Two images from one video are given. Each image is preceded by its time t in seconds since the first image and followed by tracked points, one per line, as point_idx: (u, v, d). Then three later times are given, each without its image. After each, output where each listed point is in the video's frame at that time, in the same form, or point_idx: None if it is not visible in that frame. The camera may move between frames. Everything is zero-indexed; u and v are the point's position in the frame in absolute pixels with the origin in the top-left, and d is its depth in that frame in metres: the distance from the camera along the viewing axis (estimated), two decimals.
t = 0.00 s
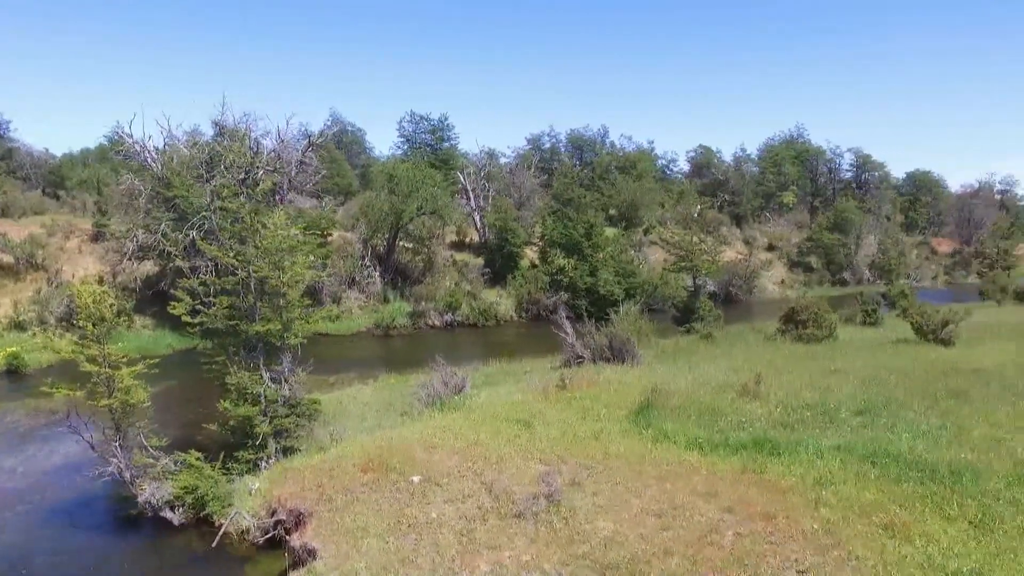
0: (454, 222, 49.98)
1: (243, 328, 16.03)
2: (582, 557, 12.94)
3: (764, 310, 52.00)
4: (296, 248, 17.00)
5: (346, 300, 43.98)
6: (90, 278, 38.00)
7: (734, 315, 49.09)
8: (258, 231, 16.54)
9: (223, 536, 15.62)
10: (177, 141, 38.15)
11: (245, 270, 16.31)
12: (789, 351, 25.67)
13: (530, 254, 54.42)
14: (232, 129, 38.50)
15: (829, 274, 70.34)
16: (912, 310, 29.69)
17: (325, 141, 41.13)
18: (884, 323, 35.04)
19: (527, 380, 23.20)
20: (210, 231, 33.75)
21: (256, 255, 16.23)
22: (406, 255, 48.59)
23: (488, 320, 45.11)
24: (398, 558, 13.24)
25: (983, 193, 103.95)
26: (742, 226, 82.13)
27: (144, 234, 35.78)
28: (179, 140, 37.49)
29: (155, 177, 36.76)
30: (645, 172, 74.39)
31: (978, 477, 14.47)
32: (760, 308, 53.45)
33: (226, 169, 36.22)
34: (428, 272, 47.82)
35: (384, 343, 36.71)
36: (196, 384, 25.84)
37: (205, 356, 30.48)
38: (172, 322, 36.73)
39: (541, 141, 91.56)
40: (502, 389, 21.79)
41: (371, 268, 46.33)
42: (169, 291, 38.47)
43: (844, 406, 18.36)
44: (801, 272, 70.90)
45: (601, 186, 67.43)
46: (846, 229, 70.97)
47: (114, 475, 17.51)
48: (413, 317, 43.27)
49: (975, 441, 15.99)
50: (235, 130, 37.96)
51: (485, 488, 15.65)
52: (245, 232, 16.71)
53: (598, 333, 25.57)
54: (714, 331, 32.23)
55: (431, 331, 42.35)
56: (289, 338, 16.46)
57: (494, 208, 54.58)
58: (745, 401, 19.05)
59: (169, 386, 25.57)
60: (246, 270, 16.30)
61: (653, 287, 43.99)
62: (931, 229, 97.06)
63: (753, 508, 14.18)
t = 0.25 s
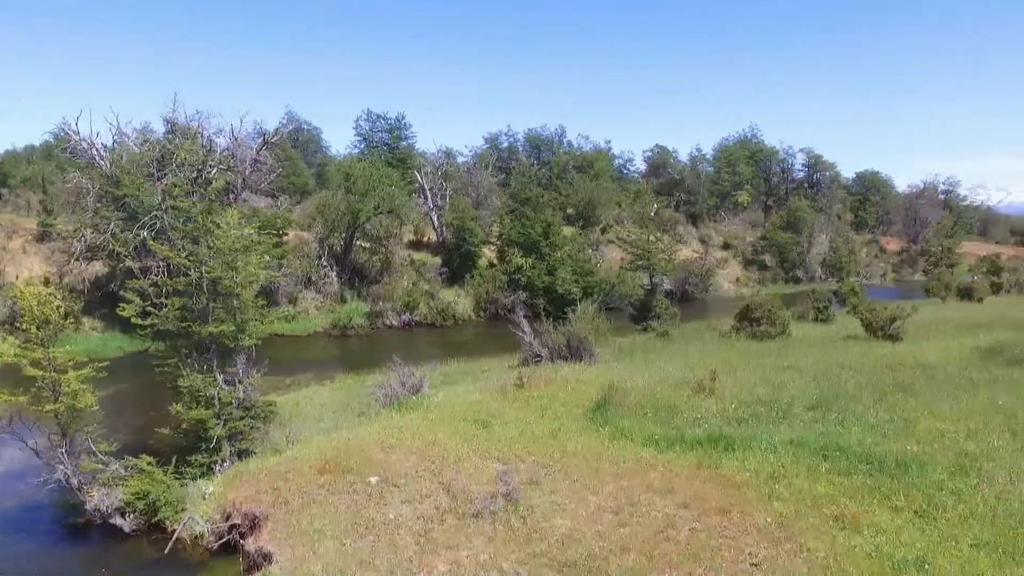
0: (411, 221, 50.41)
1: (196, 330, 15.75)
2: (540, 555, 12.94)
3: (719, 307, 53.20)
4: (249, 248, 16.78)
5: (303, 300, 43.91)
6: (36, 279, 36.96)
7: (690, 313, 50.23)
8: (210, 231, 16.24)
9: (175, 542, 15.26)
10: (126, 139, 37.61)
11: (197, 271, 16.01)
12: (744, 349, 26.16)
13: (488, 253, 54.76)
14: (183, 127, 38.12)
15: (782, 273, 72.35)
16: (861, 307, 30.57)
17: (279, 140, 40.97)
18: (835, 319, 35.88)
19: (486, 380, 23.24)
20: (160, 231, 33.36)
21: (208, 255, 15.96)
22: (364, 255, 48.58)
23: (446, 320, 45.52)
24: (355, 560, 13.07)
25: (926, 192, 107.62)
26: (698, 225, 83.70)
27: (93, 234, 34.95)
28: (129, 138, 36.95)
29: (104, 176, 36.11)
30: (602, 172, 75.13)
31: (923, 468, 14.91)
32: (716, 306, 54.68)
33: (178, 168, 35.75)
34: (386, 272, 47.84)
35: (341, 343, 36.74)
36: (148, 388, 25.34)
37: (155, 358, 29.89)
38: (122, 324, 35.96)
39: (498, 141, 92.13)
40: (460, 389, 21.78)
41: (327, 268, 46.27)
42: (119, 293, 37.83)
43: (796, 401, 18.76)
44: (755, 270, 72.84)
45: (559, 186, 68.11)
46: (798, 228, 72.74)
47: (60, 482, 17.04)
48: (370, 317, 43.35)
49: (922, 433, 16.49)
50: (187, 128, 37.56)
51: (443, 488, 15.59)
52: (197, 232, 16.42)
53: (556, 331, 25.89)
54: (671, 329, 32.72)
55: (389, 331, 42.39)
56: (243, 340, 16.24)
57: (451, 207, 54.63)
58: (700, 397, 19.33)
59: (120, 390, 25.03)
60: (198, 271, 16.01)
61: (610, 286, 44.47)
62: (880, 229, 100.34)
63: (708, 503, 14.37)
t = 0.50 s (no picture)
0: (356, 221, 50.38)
1: (133, 333, 15.32)
2: (487, 555, 12.91)
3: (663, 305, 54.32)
4: (190, 248, 16.43)
5: (247, 301, 43.10)
6: None
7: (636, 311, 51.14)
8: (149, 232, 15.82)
9: (113, 552, 14.79)
10: (57, 137, 36.62)
11: (134, 272, 15.57)
12: (688, 346, 26.67)
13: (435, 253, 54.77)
14: (119, 124, 37.34)
15: (726, 270, 73.96)
16: (801, 304, 31.51)
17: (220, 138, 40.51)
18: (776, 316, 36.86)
19: (433, 380, 23.18)
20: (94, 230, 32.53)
21: (147, 255, 15.54)
22: (310, 254, 48.16)
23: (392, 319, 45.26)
24: (300, 564, 12.85)
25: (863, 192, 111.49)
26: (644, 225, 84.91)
27: (22, 233, 32.88)
28: (61, 134, 36.58)
29: (35, 174, 35.01)
30: (548, 171, 75.61)
31: (859, 459, 15.41)
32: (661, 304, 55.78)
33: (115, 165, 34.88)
34: (332, 272, 47.47)
35: (285, 344, 36.38)
36: (82, 393, 24.55)
37: (89, 363, 28.89)
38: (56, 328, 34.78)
39: (444, 140, 91.97)
40: (406, 390, 21.67)
41: (272, 268, 45.68)
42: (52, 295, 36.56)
43: (739, 396, 19.19)
44: (700, 268, 74.15)
45: (506, 185, 68.44)
46: (741, 227, 74.61)
47: None
48: (316, 317, 42.87)
49: (858, 426, 17.04)
50: (123, 124, 36.80)
51: (389, 489, 15.48)
52: (135, 233, 15.98)
53: (503, 330, 26.24)
54: (617, 327, 33.17)
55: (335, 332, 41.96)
56: (184, 343, 15.87)
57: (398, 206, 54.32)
58: (645, 394, 19.62)
59: (53, 397, 24.18)
60: (135, 272, 15.57)
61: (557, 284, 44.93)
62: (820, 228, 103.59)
63: (653, 498, 14.58)
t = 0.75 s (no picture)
0: (307, 221, 50.03)
1: (75, 336, 14.94)
2: (440, 555, 12.85)
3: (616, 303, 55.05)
4: (133, 248, 16.12)
5: (195, 302, 42.22)
6: None
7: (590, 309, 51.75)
8: (90, 232, 15.45)
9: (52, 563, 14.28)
10: None
11: (75, 273, 15.20)
12: (641, 344, 27.03)
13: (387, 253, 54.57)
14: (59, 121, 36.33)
15: (678, 268, 75.11)
16: (751, 301, 32.20)
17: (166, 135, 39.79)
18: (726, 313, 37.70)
19: (385, 381, 23.06)
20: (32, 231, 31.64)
21: (89, 255, 15.18)
22: (260, 255, 47.64)
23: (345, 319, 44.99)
24: (250, 569, 12.62)
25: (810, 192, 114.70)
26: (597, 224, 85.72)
27: None
28: None
29: None
30: (502, 171, 75.78)
31: (805, 452, 15.78)
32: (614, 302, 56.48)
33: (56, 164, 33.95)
34: (283, 272, 47.07)
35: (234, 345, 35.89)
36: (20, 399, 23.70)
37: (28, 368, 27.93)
38: None
39: (396, 139, 91.39)
40: (358, 391, 21.51)
41: (221, 268, 45.01)
42: None
43: (690, 393, 19.51)
44: (652, 267, 75.24)
45: (459, 185, 68.52)
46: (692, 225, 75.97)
47: None
48: (268, 318, 42.11)
49: (805, 420, 17.46)
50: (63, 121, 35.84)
51: (341, 491, 15.32)
52: (75, 232, 15.60)
53: (457, 329, 26.48)
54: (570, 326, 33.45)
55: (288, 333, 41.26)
56: (129, 346, 15.56)
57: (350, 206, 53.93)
58: (598, 392, 19.81)
59: None
60: (77, 273, 15.17)
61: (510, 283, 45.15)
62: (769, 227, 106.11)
63: (606, 495, 14.70)
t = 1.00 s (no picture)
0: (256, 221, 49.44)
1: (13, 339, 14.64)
2: (393, 556, 12.76)
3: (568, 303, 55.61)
4: (72, 250, 15.88)
5: (142, 304, 41.14)
6: None
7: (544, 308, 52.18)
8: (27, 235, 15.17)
9: None
10: None
11: (13, 275, 14.92)
12: (594, 342, 27.31)
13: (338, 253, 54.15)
14: None
15: (630, 267, 76.05)
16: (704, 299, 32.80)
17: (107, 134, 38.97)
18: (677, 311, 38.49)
19: (337, 382, 22.87)
20: None
21: (26, 256, 14.91)
22: (208, 255, 46.87)
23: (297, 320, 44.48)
24: None
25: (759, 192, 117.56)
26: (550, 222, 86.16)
27: None
28: None
29: None
30: (454, 171, 75.73)
31: (754, 447, 16.11)
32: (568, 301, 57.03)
33: None
34: (232, 273, 46.47)
35: (181, 347, 35.21)
36: None
37: None
38: None
39: (347, 138, 90.48)
40: (308, 393, 21.31)
41: (169, 269, 44.13)
42: None
43: (641, 390, 19.78)
44: (604, 265, 76.10)
45: (410, 185, 68.31)
46: (644, 224, 77.11)
47: None
48: (218, 319, 41.18)
49: (754, 415, 17.83)
50: None
51: (292, 495, 15.15)
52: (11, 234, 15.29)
53: (409, 330, 26.66)
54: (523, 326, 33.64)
55: (237, 335, 40.37)
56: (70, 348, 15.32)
57: (301, 206, 53.36)
58: (551, 391, 19.95)
59: None
60: (13, 275, 14.89)
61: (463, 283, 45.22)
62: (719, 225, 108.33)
63: (559, 493, 14.80)
